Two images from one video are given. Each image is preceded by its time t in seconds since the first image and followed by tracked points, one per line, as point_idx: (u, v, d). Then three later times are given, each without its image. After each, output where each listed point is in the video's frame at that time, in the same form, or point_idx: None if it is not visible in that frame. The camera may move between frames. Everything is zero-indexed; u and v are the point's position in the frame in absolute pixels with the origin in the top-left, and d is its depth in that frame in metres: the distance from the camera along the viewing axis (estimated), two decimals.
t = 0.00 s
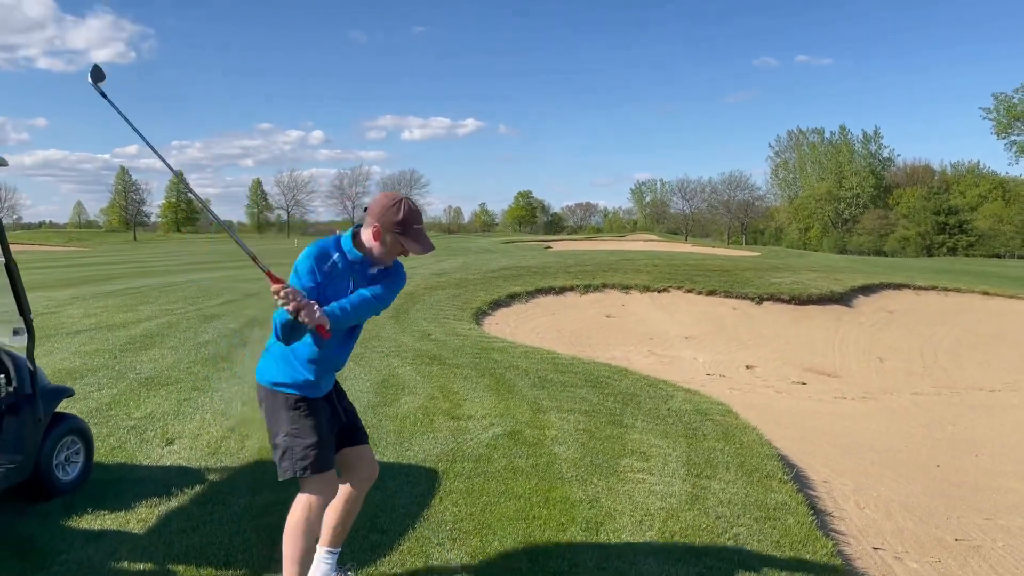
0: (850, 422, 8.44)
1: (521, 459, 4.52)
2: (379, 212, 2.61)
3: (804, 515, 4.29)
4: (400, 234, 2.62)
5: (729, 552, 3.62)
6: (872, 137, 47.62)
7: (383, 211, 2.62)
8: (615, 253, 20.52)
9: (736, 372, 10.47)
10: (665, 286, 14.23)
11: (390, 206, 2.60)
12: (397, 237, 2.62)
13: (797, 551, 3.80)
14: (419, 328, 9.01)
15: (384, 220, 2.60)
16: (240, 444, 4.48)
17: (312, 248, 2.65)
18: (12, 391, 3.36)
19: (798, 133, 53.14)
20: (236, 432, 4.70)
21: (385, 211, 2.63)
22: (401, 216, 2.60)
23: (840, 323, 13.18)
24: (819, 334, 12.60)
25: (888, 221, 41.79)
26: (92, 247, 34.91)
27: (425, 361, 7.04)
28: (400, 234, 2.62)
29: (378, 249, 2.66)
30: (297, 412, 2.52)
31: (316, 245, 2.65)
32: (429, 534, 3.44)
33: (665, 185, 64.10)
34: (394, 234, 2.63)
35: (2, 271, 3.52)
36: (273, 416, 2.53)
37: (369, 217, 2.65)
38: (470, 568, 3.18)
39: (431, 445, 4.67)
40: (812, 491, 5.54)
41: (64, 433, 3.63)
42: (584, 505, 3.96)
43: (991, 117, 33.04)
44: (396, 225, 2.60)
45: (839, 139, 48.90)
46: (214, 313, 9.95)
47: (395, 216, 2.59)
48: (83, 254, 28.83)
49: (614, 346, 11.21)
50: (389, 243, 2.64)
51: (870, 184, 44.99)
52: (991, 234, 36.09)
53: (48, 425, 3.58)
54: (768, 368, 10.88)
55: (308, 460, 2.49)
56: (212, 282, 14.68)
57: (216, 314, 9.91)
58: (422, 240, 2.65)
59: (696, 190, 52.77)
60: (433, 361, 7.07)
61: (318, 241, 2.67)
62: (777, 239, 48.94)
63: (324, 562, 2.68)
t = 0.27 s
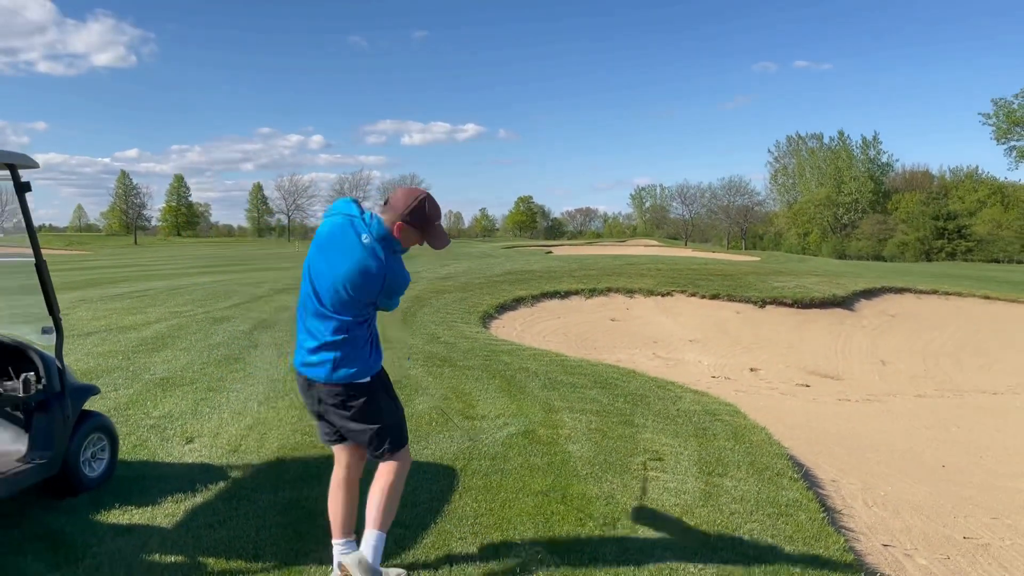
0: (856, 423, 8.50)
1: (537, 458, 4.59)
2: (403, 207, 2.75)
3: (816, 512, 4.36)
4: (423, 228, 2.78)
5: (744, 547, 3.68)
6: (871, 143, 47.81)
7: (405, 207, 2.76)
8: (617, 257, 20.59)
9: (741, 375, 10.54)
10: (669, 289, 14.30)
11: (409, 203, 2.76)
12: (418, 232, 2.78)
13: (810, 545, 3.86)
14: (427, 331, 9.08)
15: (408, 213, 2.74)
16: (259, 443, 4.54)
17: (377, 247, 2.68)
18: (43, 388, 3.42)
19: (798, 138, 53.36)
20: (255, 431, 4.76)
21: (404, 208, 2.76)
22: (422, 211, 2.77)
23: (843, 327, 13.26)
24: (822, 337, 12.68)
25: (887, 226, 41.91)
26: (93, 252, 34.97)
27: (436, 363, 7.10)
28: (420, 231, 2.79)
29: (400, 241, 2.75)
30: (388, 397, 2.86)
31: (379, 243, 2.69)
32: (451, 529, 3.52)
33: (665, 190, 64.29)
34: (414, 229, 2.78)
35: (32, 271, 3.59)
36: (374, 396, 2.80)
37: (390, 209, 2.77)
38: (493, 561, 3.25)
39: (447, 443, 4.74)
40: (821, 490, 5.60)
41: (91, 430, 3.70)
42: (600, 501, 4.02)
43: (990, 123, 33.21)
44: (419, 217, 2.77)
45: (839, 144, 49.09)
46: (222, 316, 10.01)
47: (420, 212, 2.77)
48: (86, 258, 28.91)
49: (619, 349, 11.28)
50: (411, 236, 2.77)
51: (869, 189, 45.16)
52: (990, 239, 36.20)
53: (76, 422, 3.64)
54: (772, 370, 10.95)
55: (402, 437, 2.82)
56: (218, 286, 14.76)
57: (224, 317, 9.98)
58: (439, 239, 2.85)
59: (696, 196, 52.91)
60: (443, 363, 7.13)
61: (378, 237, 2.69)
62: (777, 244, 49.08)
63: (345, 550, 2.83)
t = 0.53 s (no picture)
0: (857, 424, 8.54)
1: (542, 458, 4.62)
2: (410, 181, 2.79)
3: (818, 512, 4.40)
4: (427, 197, 2.89)
5: (748, 545, 3.72)
6: (872, 145, 47.85)
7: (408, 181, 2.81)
8: (619, 258, 20.63)
9: (743, 376, 10.58)
10: (671, 290, 14.35)
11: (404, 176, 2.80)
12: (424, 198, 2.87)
13: (813, 544, 3.90)
14: (431, 331, 9.13)
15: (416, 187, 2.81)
16: (267, 442, 4.58)
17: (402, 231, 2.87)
18: (56, 387, 3.45)
19: (799, 140, 53.44)
20: (262, 431, 4.80)
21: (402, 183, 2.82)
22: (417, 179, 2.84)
23: (844, 328, 13.30)
24: (823, 339, 12.72)
25: (887, 228, 41.94)
26: (95, 251, 35.02)
27: (440, 364, 7.15)
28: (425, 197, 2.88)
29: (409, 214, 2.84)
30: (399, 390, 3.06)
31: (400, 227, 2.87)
32: (459, 527, 3.57)
33: (666, 191, 64.38)
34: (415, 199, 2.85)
35: (45, 272, 3.63)
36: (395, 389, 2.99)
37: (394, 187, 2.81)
38: (500, 559, 3.30)
39: (453, 443, 4.78)
40: (823, 491, 5.64)
41: (102, 429, 3.73)
42: (605, 501, 4.06)
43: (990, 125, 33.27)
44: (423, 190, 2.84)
45: (839, 145, 49.15)
46: (226, 316, 10.05)
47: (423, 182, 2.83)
48: (88, 257, 28.98)
49: (622, 350, 11.32)
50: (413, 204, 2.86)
51: (870, 191, 45.19)
52: (991, 241, 36.23)
53: (87, 421, 3.68)
54: (774, 372, 10.99)
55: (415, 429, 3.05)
56: (221, 286, 14.80)
57: (228, 317, 10.02)
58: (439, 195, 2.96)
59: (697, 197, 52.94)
60: (448, 363, 7.18)
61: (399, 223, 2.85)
62: (778, 245, 49.15)
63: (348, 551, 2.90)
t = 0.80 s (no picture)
0: (857, 421, 8.56)
1: (541, 453, 4.65)
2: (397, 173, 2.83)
3: (816, 508, 4.42)
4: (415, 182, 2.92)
5: (745, 540, 3.74)
6: (875, 142, 47.71)
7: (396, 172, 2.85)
8: (620, 255, 20.62)
9: (743, 372, 10.59)
10: (671, 287, 14.35)
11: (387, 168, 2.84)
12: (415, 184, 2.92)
13: (810, 540, 3.92)
14: (431, 327, 9.15)
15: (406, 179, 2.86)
16: (268, 437, 4.61)
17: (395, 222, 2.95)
18: (57, 381, 3.48)
19: (801, 136, 53.34)
20: (263, 426, 4.83)
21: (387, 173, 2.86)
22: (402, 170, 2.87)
23: (845, 325, 13.30)
24: (824, 335, 12.72)
25: (890, 225, 41.86)
26: (97, 246, 35.06)
27: (440, 359, 7.17)
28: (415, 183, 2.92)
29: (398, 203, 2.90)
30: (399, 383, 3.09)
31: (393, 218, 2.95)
32: (458, 522, 3.60)
33: (668, 188, 64.35)
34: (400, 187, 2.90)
35: (47, 267, 3.64)
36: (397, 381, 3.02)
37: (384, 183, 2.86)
38: (498, 552, 3.33)
39: (453, 438, 4.81)
40: (822, 487, 5.66)
41: (103, 423, 3.75)
42: (604, 496, 4.08)
43: (993, 122, 33.16)
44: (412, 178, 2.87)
45: (842, 142, 49.04)
46: (228, 312, 10.08)
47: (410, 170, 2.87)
48: (91, 252, 29.04)
49: (622, 346, 11.34)
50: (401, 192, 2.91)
51: (872, 188, 45.09)
52: (993, 239, 36.16)
53: (89, 415, 3.70)
54: (774, 368, 11.00)
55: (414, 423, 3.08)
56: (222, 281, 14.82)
57: (229, 312, 10.04)
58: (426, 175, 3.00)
59: (699, 193, 52.85)
60: (448, 359, 7.20)
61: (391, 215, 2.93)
62: (780, 242, 49.08)
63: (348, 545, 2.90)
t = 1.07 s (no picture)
0: (854, 414, 8.57)
1: (535, 445, 4.66)
2: (379, 158, 2.83)
3: (809, 501, 4.43)
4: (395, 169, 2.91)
5: (736, 532, 3.77)
6: (879, 134, 47.49)
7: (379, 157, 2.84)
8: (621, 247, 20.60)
9: (741, 365, 10.59)
10: (671, 279, 14.34)
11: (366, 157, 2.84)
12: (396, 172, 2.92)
13: (801, 532, 3.94)
14: (429, 319, 9.16)
15: (388, 165, 2.86)
16: (263, 428, 4.63)
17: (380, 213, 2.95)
18: (51, 373, 3.49)
19: (804, 128, 53.10)
20: (258, 417, 4.85)
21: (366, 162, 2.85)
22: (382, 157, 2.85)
23: (845, 318, 13.28)
24: (824, 328, 12.72)
25: (893, 217, 41.72)
26: (100, 238, 35.12)
27: (438, 351, 7.18)
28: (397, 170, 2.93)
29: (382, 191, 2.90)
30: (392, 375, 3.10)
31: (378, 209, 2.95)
32: (450, 513, 3.62)
33: (670, 180, 64.16)
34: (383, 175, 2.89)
35: (40, 258, 3.65)
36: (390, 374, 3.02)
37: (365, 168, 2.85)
38: (489, 544, 3.35)
39: (448, 430, 4.82)
40: (816, 480, 5.67)
41: (98, 414, 3.77)
42: (596, 488, 4.10)
43: (997, 115, 32.96)
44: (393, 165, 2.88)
45: (845, 134, 48.81)
46: (227, 303, 10.10)
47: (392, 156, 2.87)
48: (94, 243, 29.12)
49: (621, 339, 11.34)
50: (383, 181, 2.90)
51: (875, 180, 44.91)
52: (996, 232, 36.03)
53: (83, 407, 3.72)
54: (773, 361, 11.00)
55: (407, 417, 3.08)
56: (223, 273, 14.85)
57: (229, 304, 10.06)
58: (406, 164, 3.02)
59: (701, 186, 52.70)
60: (445, 351, 7.21)
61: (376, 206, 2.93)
62: (782, 235, 49.00)
63: (339, 536, 2.93)
